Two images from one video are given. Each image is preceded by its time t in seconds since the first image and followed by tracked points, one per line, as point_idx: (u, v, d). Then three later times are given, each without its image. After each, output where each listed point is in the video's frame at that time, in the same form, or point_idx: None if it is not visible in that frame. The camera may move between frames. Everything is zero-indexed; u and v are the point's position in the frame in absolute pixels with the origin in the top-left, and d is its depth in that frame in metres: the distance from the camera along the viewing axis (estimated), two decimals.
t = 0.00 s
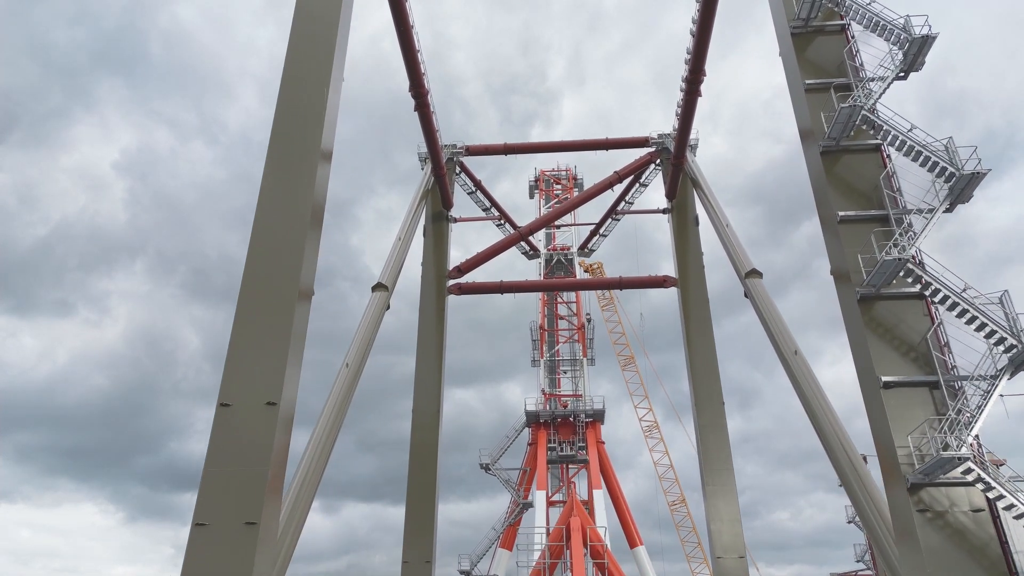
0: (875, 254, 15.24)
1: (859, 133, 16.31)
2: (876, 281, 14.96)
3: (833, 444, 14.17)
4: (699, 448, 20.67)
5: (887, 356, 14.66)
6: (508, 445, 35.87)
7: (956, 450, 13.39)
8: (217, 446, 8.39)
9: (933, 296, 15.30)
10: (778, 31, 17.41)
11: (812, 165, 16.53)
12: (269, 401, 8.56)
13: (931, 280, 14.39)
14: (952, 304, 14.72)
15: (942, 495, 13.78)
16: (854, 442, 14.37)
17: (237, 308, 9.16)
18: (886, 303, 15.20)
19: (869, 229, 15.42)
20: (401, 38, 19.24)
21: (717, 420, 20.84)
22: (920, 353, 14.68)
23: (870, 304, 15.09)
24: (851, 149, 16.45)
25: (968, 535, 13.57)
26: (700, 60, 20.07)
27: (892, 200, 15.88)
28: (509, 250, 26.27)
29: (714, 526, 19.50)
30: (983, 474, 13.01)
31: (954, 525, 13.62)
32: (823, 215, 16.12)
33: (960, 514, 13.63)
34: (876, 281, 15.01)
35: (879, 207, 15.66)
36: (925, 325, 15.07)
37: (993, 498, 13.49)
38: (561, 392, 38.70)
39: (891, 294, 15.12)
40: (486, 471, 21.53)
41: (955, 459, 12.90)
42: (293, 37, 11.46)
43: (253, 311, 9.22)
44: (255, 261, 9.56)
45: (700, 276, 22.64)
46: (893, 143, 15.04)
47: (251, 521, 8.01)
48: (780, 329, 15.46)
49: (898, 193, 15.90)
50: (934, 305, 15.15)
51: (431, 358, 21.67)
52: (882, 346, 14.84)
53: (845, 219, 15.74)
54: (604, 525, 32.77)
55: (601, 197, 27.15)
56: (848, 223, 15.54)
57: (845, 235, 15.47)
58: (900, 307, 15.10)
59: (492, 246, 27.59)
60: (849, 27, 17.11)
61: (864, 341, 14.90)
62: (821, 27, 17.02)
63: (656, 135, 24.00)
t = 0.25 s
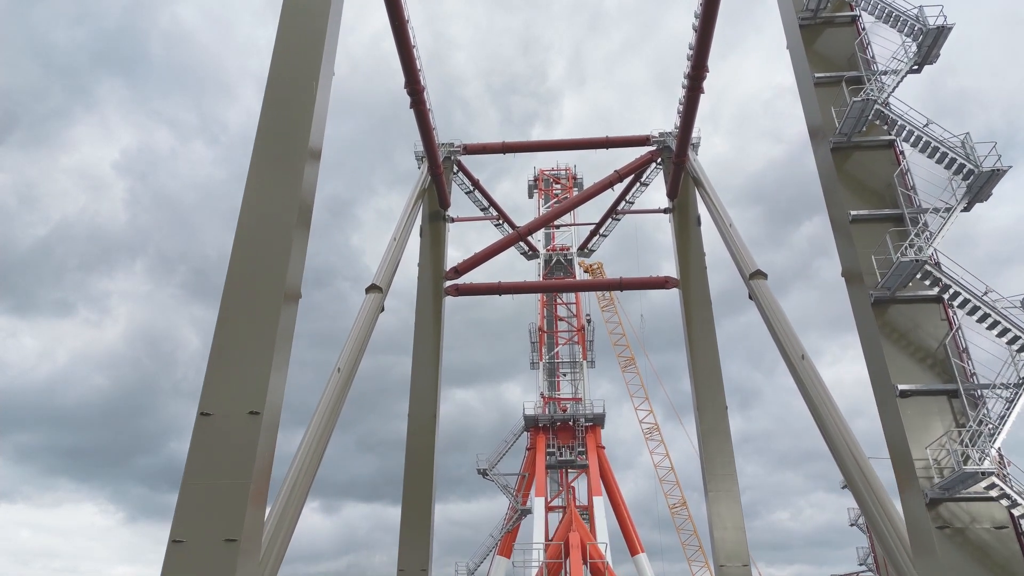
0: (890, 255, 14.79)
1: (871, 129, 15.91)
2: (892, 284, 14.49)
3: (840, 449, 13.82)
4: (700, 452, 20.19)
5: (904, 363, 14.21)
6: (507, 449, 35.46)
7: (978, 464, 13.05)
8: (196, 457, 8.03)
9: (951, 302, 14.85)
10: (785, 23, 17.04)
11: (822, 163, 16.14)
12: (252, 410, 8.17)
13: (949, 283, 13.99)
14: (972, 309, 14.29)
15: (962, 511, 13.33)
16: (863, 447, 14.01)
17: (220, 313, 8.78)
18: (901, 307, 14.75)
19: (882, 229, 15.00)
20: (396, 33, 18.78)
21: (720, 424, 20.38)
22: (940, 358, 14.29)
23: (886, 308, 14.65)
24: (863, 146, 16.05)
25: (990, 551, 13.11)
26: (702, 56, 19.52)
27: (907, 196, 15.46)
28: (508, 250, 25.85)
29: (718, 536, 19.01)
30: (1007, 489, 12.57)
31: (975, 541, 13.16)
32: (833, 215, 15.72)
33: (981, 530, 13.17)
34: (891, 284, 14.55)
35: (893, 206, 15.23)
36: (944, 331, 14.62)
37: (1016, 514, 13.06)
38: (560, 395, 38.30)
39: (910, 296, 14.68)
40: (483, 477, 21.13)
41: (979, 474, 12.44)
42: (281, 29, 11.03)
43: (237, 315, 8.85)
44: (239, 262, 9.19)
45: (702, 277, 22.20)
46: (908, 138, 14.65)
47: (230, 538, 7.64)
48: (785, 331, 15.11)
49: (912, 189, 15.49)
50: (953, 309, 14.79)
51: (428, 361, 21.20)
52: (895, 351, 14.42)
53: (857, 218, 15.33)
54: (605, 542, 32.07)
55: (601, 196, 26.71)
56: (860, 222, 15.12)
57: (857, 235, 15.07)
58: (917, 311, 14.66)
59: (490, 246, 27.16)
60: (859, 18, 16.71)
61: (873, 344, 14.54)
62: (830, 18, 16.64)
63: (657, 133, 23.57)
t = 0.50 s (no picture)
0: (906, 257, 14.40)
1: (884, 125, 15.49)
2: (909, 289, 14.04)
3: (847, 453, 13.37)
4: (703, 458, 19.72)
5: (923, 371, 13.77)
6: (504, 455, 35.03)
7: (1004, 482, 12.54)
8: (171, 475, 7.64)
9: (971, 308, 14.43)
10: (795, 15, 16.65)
11: (834, 161, 15.74)
12: (231, 421, 7.73)
13: (971, 285, 13.58)
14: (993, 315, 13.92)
15: (986, 530, 12.80)
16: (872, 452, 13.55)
17: (199, 319, 8.36)
18: (918, 312, 14.33)
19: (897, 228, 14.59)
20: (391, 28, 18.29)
21: (723, 429, 19.88)
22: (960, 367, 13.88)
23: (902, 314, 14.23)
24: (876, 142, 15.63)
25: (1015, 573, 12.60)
26: (705, 52, 19.00)
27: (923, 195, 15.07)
28: (506, 250, 25.37)
29: (721, 547, 18.50)
30: None
31: (999, 562, 12.65)
32: (846, 215, 15.33)
33: (1005, 551, 12.67)
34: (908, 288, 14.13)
35: (909, 206, 14.80)
36: (964, 338, 14.19)
37: None
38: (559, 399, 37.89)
39: (930, 301, 14.25)
40: (479, 484, 20.70)
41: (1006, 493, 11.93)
42: (268, 19, 10.56)
43: (218, 321, 8.44)
44: (220, 264, 8.76)
45: (704, 278, 21.72)
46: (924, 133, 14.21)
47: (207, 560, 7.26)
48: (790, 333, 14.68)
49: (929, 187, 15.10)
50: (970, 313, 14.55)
51: (424, 365, 20.73)
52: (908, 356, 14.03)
53: (871, 219, 14.90)
54: (604, 560, 31.21)
55: (601, 196, 26.25)
56: (875, 222, 14.72)
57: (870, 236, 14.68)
58: (934, 317, 14.25)
59: (487, 247, 26.68)
60: (871, 10, 16.30)
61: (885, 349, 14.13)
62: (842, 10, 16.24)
63: (658, 132, 23.12)
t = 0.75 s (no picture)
0: (923, 260, 14.05)
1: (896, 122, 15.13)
2: (927, 294, 13.68)
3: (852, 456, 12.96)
4: (704, 464, 19.23)
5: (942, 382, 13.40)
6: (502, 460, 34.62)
7: None
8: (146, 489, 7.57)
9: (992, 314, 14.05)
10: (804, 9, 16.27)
11: (845, 161, 15.40)
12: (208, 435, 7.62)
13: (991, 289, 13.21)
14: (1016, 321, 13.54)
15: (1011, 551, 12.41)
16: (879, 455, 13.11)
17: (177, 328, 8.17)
18: (936, 320, 13.96)
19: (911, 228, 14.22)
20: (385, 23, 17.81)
21: (725, 433, 19.42)
22: (980, 376, 13.51)
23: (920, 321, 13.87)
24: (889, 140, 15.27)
25: None
26: (707, 48, 18.55)
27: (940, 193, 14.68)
28: (505, 251, 24.93)
29: (725, 558, 17.98)
30: None
31: None
32: (858, 216, 14.97)
33: None
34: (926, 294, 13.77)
35: (925, 205, 14.42)
36: (986, 345, 13.81)
37: None
38: (558, 404, 37.51)
39: (950, 307, 13.95)
40: (476, 491, 20.31)
41: None
42: (254, 10, 10.12)
43: (198, 327, 8.24)
44: (201, 265, 8.47)
45: (706, 279, 21.30)
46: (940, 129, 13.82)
47: None
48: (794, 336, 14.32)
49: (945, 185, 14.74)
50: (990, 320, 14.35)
51: (419, 369, 20.30)
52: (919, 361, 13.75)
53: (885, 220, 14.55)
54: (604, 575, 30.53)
55: (601, 196, 25.82)
56: (888, 223, 14.36)
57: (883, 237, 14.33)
58: (954, 324, 13.88)
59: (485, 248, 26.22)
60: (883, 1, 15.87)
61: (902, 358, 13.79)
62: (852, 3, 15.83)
63: (659, 130, 22.70)
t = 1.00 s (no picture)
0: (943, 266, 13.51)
1: (915, 118, 14.61)
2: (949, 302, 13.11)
3: (859, 457, 12.53)
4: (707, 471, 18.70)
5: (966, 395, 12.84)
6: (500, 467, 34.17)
7: None
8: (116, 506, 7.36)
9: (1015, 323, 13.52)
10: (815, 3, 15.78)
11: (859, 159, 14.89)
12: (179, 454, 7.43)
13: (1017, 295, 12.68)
14: None
15: None
16: (885, 456, 12.71)
17: (151, 335, 7.85)
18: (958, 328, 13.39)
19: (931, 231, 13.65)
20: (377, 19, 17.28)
21: (729, 439, 18.92)
22: (1005, 388, 12.97)
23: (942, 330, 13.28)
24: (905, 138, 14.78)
25: None
26: (711, 44, 18.04)
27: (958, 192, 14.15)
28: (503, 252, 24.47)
29: (730, 565, 17.48)
30: None
31: None
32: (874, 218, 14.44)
33: None
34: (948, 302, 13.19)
35: (945, 207, 13.89)
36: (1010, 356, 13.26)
37: None
38: (558, 409, 37.07)
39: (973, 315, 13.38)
40: (473, 498, 19.84)
41: None
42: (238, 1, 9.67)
43: (174, 331, 7.93)
44: (178, 266, 8.11)
45: (708, 281, 20.85)
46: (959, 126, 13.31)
47: None
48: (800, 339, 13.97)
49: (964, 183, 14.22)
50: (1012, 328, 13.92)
51: (415, 374, 19.81)
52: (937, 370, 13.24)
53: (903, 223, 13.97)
54: None
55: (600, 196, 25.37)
56: (908, 226, 13.78)
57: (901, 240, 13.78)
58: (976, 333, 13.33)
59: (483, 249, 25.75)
60: None
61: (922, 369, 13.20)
62: None
63: (660, 129, 22.26)
